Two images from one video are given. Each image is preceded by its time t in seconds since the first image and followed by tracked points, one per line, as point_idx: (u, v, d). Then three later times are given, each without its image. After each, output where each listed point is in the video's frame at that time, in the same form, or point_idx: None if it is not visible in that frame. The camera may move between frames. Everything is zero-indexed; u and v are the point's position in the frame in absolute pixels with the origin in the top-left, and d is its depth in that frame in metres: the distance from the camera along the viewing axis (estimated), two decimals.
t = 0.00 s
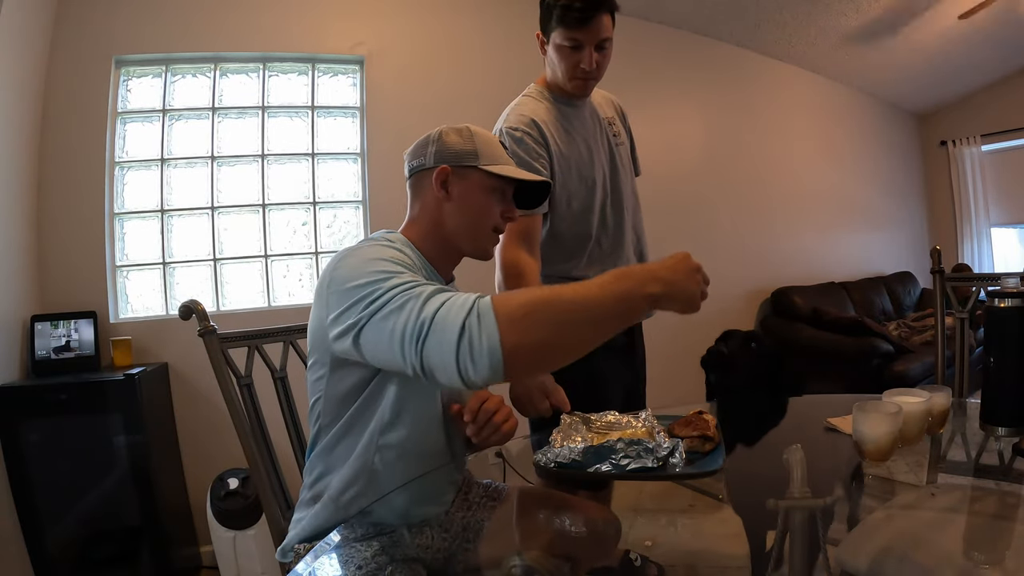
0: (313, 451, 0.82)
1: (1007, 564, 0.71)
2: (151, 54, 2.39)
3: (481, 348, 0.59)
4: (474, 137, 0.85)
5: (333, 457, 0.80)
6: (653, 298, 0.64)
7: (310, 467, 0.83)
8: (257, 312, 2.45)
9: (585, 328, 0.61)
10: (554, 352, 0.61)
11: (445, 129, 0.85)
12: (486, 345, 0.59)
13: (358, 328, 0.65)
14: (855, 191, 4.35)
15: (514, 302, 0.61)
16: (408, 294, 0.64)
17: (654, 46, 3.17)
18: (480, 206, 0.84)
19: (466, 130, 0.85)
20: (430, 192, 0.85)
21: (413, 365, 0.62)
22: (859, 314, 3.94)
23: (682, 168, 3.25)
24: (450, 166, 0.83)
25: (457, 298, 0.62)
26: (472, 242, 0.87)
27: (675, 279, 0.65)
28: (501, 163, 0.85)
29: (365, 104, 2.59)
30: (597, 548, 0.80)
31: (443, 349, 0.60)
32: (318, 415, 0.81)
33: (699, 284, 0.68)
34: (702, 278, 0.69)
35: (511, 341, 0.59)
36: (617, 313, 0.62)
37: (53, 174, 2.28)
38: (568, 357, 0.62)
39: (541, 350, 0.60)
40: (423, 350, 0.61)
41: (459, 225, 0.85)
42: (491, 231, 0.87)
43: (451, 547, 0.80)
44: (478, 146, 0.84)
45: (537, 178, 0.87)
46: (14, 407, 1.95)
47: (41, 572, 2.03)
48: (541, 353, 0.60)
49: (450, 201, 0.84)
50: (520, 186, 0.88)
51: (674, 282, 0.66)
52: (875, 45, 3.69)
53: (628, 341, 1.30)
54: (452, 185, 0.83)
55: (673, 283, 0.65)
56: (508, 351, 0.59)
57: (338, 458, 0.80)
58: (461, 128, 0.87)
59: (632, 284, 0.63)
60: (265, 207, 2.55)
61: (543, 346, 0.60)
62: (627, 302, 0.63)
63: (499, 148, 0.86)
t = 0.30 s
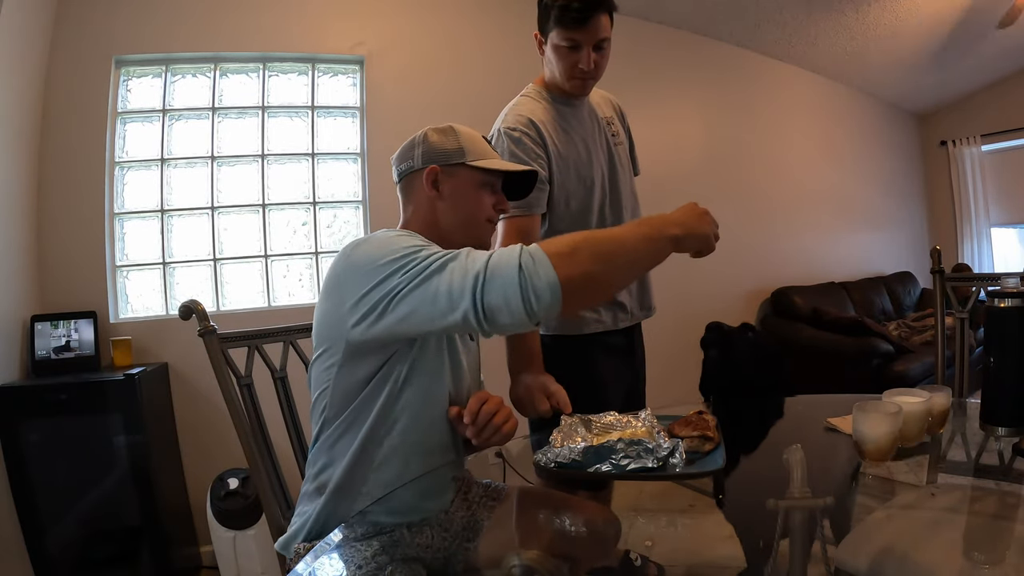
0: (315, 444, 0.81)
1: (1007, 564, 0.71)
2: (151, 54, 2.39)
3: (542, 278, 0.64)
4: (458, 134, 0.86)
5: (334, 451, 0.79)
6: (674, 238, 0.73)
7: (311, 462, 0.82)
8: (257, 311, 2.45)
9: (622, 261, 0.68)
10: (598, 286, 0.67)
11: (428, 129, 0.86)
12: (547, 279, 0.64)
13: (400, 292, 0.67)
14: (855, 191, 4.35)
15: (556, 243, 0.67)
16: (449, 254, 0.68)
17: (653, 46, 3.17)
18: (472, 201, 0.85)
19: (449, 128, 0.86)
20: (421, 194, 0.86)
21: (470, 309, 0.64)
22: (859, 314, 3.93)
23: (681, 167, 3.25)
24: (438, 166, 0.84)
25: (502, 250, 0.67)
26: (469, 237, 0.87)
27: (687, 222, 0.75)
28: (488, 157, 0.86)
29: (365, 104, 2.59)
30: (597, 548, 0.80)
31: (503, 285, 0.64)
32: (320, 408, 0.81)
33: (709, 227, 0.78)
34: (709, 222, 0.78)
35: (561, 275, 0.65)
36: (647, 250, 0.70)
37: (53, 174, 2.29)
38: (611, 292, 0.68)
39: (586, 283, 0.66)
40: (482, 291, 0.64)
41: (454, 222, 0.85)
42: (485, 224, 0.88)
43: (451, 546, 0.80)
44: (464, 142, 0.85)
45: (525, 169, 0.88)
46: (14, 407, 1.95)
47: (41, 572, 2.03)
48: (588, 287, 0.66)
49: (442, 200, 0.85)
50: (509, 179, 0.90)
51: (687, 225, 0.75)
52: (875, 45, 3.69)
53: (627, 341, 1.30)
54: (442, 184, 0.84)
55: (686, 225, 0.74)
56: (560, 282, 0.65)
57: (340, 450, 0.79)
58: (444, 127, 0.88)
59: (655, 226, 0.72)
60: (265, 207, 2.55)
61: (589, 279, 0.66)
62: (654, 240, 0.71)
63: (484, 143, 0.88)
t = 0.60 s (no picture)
0: (320, 436, 0.83)
1: (1007, 564, 0.71)
2: (151, 54, 2.39)
3: (569, 253, 0.68)
4: (448, 134, 0.87)
5: (339, 443, 0.81)
6: (683, 226, 0.79)
7: (315, 454, 0.84)
8: (257, 311, 2.45)
9: (639, 244, 0.74)
10: (619, 261, 0.72)
11: (418, 133, 0.87)
12: (575, 253, 0.68)
13: (428, 273, 0.69)
14: (855, 190, 4.35)
15: (581, 222, 0.72)
16: (474, 239, 0.72)
17: (653, 46, 3.17)
18: (467, 200, 0.86)
19: (438, 131, 0.88)
20: (415, 198, 0.86)
21: (501, 282, 0.68)
22: (859, 314, 3.94)
23: (681, 168, 3.25)
24: (432, 167, 0.85)
25: (526, 233, 0.72)
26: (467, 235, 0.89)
27: (696, 213, 0.81)
28: (478, 155, 0.88)
29: (365, 104, 2.59)
30: (597, 548, 0.80)
31: (534, 260, 0.68)
32: (325, 401, 0.83)
33: (715, 220, 0.84)
34: (716, 214, 0.84)
35: (586, 251, 0.69)
36: (660, 235, 0.76)
37: (53, 174, 2.29)
38: (628, 270, 0.73)
39: (607, 258, 0.71)
40: (513, 266, 0.68)
41: (452, 222, 0.86)
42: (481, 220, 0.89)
43: (451, 546, 0.80)
44: (454, 142, 0.86)
45: (515, 164, 0.90)
46: (13, 407, 1.95)
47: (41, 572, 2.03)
48: (610, 261, 0.71)
49: (438, 201, 0.86)
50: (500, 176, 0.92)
51: (695, 217, 0.80)
52: (875, 45, 3.69)
53: (627, 341, 1.31)
54: (437, 185, 0.85)
55: (694, 217, 0.80)
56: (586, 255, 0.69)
57: (345, 443, 0.81)
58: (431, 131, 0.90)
59: (668, 216, 0.78)
60: (265, 207, 2.55)
61: (611, 254, 0.71)
62: (667, 227, 0.77)
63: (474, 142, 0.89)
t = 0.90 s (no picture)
0: (321, 431, 0.84)
1: (1006, 564, 0.71)
2: (151, 54, 2.39)
3: (576, 243, 0.68)
4: (442, 135, 0.87)
5: (342, 439, 0.82)
6: (684, 225, 0.79)
7: (316, 449, 0.85)
8: (257, 311, 2.45)
9: (643, 241, 0.74)
10: (622, 255, 0.72)
11: (415, 136, 0.87)
12: (581, 243, 0.69)
13: (434, 264, 0.70)
14: (855, 191, 4.35)
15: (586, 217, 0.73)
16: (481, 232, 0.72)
17: (653, 46, 3.17)
18: (466, 200, 0.87)
19: (433, 132, 0.88)
20: (414, 201, 0.86)
21: (510, 271, 0.68)
22: (859, 314, 3.94)
23: (681, 168, 3.25)
24: (429, 170, 0.85)
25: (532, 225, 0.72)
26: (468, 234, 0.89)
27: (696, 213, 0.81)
28: (474, 155, 0.88)
29: (365, 103, 2.58)
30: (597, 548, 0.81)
31: (541, 249, 0.68)
32: (327, 396, 0.84)
33: (716, 219, 0.84)
34: (715, 215, 0.84)
35: (592, 244, 0.70)
36: (661, 233, 0.76)
37: (53, 174, 2.29)
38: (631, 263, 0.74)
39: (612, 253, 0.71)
40: (520, 255, 0.68)
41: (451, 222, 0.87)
42: (480, 220, 0.90)
43: (451, 545, 0.80)
44: (450, 144, 0.86)
45: (511, 162, 0.91)
46: (13, 407, 1.95)
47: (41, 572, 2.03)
48: (613, 255, 0.71)
49: (437, 203, 0.86)
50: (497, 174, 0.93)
51: (696, 216, 0.81)
52: (875, 45, 3.70)
53: (627, 341, 1.31)
54: (435, 188, 0.86)
55: (695, 216, 0.81)
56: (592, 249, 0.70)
57: (346, 438, 0.82)
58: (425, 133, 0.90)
59: (669, 216, 0.79)
60: (265, 207, 2.55)
61: (615, 246, 0.71)
62: (669, 224, 0.77)
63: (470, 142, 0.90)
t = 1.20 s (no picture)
0: (321, 430, 0.84)
1: (1006, 564, 0.71)
2: (151, 54, 2.39)
3: (573, 237, 0.69)
4: (437, 137, 0.87)
5: (341, 436, 0.82)
6: (680, 220, 0.79)
7: (315, 447, 0.85)
8: (257, 311, 2.45)
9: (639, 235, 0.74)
10: (619, 246, 0.72)
11: (409, 138, 0.88)
12: (577, 237, 0.69)
13: (433, 260, 0.70)
14: (855, 191, 4.35)
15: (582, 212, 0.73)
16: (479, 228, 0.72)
17: (653, 46, 3.17)
18: (463, 199, 0.87)
19: (427, 133, 0.88)
20: (410, 202, 0.87)
21: (507, 265, 0.68)
22: (859, 314, 3.94)
23: (681, 168, 3.25)
24: (425, 170, 0.85)
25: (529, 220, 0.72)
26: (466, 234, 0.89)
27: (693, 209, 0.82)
28: (468, 155, 0.88)
29: (365, 103, 2.58)
30: (597, 549, 0.81)
31: (538, 243, 0.68)
32: (327, 394, 0.84)
33: (713, 214, 0.85)
34: (713, 213, 0.85)
35: (588, 237, 0.70)
36: (657, 228, 0.77)
37: (54, 173, 2.29)
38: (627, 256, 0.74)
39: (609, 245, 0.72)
40: (518, 250, 0.68)
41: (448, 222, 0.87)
42: (478, 218, 0.90)
43: (451, 545, 0.80)
44: (445, 144, 0.86)
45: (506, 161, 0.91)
46: (13, 407, 1.95)
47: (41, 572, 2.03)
48: (610, 247, 0.72)
49: (433, 203, 0.86)
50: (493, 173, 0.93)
51: (693, 213, 0.82)
52: (874, 45, 3.70)
53: (627, 341, 1.31)
54: (431, 188, 0.86)
55: (691, 212, 0.81)
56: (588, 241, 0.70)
57: (346, 436, 0.82)
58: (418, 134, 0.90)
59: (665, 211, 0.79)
60: (265, 207, 2.55)
61: (612, 238, 0.72)
62: (665, 219, 0.78)
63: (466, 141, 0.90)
